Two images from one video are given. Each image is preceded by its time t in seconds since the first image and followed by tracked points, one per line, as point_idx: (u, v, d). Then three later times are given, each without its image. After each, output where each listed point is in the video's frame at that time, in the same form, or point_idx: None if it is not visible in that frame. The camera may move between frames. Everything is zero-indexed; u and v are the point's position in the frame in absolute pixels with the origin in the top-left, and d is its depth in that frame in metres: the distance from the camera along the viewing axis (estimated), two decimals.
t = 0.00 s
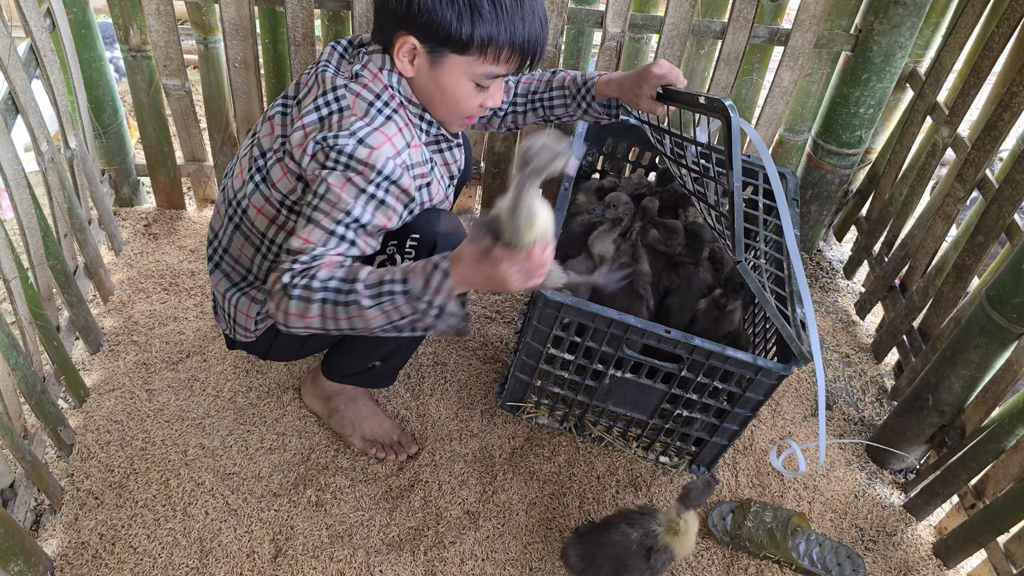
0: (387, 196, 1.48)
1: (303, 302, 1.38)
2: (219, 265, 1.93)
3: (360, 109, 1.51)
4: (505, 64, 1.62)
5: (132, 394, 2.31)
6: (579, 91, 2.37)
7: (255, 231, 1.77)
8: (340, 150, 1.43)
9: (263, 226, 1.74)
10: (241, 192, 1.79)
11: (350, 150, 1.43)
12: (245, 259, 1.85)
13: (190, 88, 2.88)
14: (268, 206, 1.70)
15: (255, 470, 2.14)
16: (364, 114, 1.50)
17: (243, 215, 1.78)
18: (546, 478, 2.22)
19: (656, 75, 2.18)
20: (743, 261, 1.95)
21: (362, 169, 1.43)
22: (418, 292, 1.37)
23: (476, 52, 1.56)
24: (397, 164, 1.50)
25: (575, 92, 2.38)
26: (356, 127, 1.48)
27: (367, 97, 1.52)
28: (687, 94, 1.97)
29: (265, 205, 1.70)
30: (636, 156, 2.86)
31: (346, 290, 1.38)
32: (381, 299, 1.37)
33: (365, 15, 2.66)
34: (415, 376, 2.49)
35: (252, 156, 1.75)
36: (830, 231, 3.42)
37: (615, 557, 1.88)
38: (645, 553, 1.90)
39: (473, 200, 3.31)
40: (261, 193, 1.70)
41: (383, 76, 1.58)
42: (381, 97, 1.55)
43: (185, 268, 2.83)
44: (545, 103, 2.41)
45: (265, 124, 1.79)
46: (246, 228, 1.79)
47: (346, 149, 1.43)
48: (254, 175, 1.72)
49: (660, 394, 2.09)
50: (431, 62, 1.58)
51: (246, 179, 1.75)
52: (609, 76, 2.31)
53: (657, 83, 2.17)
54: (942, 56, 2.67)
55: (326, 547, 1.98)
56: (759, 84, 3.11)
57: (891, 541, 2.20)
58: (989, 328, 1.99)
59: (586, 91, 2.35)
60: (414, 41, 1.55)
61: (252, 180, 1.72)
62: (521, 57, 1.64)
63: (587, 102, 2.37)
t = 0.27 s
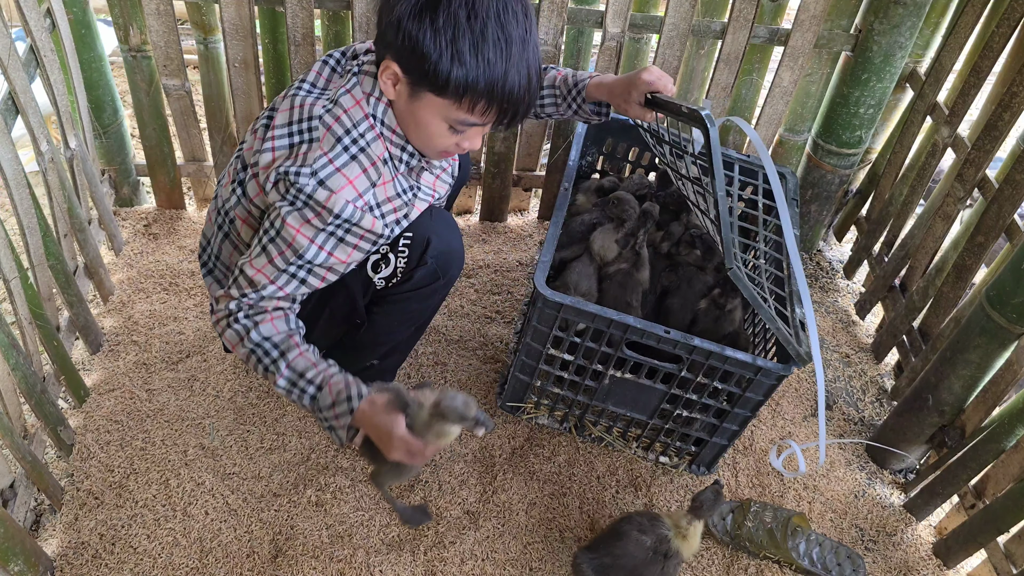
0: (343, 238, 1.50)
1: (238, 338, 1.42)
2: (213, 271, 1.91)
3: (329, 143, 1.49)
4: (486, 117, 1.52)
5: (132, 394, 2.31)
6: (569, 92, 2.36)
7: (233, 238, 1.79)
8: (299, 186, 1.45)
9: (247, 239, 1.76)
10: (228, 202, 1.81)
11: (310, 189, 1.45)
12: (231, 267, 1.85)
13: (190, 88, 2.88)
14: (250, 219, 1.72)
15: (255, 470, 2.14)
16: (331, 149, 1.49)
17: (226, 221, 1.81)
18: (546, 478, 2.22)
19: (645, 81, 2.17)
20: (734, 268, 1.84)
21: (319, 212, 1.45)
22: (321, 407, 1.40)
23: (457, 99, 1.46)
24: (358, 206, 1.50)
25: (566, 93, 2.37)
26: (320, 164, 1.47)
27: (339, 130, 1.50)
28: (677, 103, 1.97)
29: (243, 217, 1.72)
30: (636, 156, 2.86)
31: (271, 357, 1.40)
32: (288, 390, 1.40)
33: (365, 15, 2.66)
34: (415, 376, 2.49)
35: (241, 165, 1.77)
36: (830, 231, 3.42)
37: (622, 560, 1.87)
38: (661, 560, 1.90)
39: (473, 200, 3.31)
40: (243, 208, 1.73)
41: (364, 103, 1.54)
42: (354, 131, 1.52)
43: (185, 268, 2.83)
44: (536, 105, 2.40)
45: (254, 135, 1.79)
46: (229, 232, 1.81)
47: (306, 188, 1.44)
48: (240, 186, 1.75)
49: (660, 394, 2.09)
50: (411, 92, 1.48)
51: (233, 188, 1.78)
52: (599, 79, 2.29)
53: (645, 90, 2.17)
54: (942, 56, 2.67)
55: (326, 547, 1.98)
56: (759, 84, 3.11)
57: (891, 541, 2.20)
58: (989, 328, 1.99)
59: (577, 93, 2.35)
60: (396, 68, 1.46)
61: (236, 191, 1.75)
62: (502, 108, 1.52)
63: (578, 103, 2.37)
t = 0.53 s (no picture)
0: (359, 275, 1.57)
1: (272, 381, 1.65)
2: (212, 283, 1.93)
3: (333, 187, 1.50)
4: (488, 165, 1.48)
5: (132, 394, 2.31)
6: (569, 90, 2.36)
7: (239, 259, 1.82)
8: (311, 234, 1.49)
9: (251, 261, 1.79)
10: (227, 224, 1.81)
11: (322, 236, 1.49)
12: (235, 283, 1.87)
13: (191, 88, 2.88)
14: (255, 243, 1.74)
15: (255, 470, 2.14)
16: (337, 193, 1.50)
17: (228, 239, 1.82)
18: (546, 478, 2.22)
19: (647, 81, 2.17)
20: (735, 269, 1.83)
21: (333, 258, 1.51)
22: (342, 458, 1.79)
23: (459, 147, 1.42)
24: (371, 245, 1.55)
25: (566, 91, 2.36)
26: (328, 210, 1.49)
27: (342, 172, 1.50)
28: (677, 104, 1.98)
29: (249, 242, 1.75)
30: (636, 156, 2.85)
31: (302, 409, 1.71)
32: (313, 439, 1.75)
33: (365, 15, 2.66)
34: (415, 376, 2.49)
35: (238, 186, 1.75)
36: (830, 231, 3.42)
37: (621, 560, 1.87)
38: (648, 548, 1.90)
39: (473, 200, 3.31)
40: (245, 234, 1.74)
41: (363, 140, 1.53)
42: (358, 170, 1.52)
43: (185, 268, 2.83)
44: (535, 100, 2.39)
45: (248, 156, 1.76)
46: (233, 251, 1.82)
47: (318, 237, 1.49)
48: (239, 210, 1.75)
49: (660, 394, 2.09)
50: (413, 137, 1.45)
51: (232, 210, 1.77)
52: (601, 78, 2.30)
53: (647, 89, 2.17)
54: (942, 56, 2.67)
55: (326, 547, 1.98)
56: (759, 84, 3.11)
57: (890, 541, 2.20)
58: (989, 328, 1.98)
59: (577, 91, 2.35)
60: (397, 114, 1.42)
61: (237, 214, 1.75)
62: (505, 161, 1.49)
63: (578, 101, 2.37)
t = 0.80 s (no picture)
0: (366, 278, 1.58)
1: (284, 384, 1.67)
2: (213, 290, 1.92)
3: (337, 188, 1.49)
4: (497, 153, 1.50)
5: (132, 394, 2.31)
6: (565, 95, 2.38)
7: (239, 263, 1.82)
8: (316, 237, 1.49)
9: (253, 265, 1.79)
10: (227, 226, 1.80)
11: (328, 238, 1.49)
12: (236, 288, 1.87)
13: (191, 88, 2.88)
14: (257, 247, 1.74)
15: (255, 470, 2.14)
16: (340, 195, 1.49)
17: (227, 243, 1.82)
18: (546, 478, 2.22)
19: (641, 86, 2.18)
20: (728, 273, 1.80)
21: (341, 261, 1.52)
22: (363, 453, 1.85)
23: (467, 141, 1.43)
24: (377, 246, 1.55)
25: (561, 96, 2.38)
26: (334, 212, 1.49)
27: (346, 174, 1.50)
28: (671, 108, 1.98)
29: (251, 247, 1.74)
30: (636, 156, 2.85)
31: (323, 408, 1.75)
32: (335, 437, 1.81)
33: (366, 15, 2.66)
34: (415, 376, 2.49)
35: (238, 191, 1.74)
36: (830, 231, 3.42)
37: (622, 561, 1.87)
38: (648, 549, 1.91)
39: (473, 200, 3.31)
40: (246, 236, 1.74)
41: (366, 141, 1.53)
42: (362, 171, 1.52)
43: (185, 268, 2.83)
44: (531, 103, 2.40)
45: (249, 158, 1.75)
46: (232, 256, 1.82)
47: (325, 239, 1.49)
48: (240, 215, 1.74)
49: (660, 394, 2.09)
50: (420, 135, 1.45)
51: (232, 215, 1.77)
52: (598, 83, 2.31)
53: (641, 94, 2.17)
54: (942, 56, 2.67)
55: (326, 547, 1.98)
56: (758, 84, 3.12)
57: (890, 540, 2.20)
58: (989, 327, 1.99)
59: (572, 97, 2.37)
60: (404, 114, 1.42)
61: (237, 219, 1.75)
62: (515, 150, 1.51)
63: (573, 106, 2.39)
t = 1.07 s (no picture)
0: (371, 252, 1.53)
1: (340, 359, 1.57)
2: (211, 280, 1.97)
3: (334, 158, 1.50)
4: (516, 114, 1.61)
5: (132, 394, 2.31)
6: (564, 97, 2.38)
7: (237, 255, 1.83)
8: (314, 206, 1.47)
9: (247, 250, 1.79)
10: (224, 213, 1.82)
11: (325, 207, 1.48)
12: (233, 277, 1.88)
13: (191, 88, 2.88)
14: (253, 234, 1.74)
15: (255, 470, 2.14)
16: (337, 164, 1.50)
17: (225, 237, 1.84)
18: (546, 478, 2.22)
19: (639, 88, 2.19)
20: (726, 274, 1.80)
21: (342, 229, 1.48)
22: (448, 344, 1.60)
23: (491, 110, 1.54)
24: (375, 216, 1.53)
25: (561, 99, 2.38)
26: (330, 180, 1.49)
27: (342, 145, 1.52)
28: (666, 110, 1.99)
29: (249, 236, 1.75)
30: (636, 156, 2.86)
31: (378, 348, 1.60)
32: (410, 352, 1.60)
33: (366, 15, 2.66)
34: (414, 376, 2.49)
35: (235, 183, 1.76)
36: (830, 231, 3.42)
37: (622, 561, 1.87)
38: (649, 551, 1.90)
39: (473, 200, 3.31)
40: (243, 220, 1.75)
41: (363, 115, 1.57)
42: (358, 142, 1.54)
43: (185, 268, 2.83)
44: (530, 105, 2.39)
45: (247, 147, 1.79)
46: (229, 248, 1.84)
47: (322, 207, 1.47)
48: (237, 200, 1.76)
49: (660, 394, 2.09)
50: (439, 113, 1.54)
51: (230, 206, 1.79)
52: (595, 83, 2.31)
53: (639, 95, 2.19)
54: (942, 56, 2.67)
55: (326, 547, 1.98)
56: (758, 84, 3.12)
57: (890, 541, 2.20)
58: (989, 328, 1.98)
59: (572, 99, 2.37)
60: (423, 98, 1.50)
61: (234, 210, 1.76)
62: (531, 105, 1.61)
63: (572, 109, 2.39)
